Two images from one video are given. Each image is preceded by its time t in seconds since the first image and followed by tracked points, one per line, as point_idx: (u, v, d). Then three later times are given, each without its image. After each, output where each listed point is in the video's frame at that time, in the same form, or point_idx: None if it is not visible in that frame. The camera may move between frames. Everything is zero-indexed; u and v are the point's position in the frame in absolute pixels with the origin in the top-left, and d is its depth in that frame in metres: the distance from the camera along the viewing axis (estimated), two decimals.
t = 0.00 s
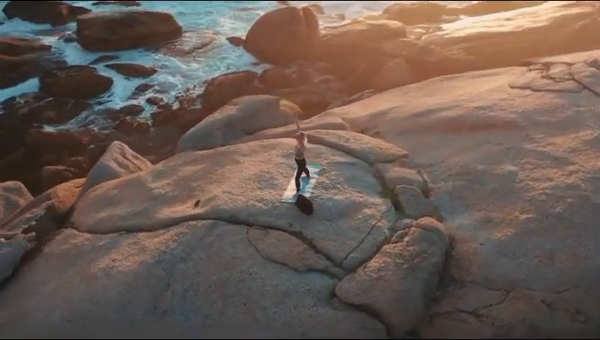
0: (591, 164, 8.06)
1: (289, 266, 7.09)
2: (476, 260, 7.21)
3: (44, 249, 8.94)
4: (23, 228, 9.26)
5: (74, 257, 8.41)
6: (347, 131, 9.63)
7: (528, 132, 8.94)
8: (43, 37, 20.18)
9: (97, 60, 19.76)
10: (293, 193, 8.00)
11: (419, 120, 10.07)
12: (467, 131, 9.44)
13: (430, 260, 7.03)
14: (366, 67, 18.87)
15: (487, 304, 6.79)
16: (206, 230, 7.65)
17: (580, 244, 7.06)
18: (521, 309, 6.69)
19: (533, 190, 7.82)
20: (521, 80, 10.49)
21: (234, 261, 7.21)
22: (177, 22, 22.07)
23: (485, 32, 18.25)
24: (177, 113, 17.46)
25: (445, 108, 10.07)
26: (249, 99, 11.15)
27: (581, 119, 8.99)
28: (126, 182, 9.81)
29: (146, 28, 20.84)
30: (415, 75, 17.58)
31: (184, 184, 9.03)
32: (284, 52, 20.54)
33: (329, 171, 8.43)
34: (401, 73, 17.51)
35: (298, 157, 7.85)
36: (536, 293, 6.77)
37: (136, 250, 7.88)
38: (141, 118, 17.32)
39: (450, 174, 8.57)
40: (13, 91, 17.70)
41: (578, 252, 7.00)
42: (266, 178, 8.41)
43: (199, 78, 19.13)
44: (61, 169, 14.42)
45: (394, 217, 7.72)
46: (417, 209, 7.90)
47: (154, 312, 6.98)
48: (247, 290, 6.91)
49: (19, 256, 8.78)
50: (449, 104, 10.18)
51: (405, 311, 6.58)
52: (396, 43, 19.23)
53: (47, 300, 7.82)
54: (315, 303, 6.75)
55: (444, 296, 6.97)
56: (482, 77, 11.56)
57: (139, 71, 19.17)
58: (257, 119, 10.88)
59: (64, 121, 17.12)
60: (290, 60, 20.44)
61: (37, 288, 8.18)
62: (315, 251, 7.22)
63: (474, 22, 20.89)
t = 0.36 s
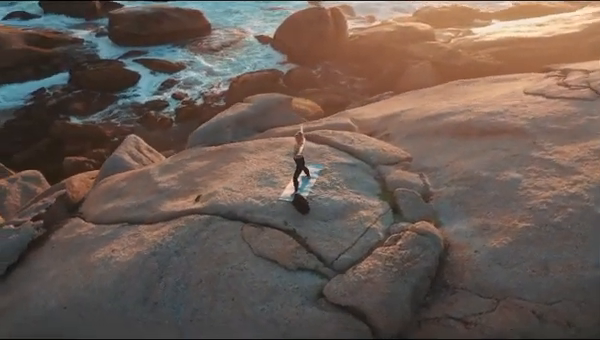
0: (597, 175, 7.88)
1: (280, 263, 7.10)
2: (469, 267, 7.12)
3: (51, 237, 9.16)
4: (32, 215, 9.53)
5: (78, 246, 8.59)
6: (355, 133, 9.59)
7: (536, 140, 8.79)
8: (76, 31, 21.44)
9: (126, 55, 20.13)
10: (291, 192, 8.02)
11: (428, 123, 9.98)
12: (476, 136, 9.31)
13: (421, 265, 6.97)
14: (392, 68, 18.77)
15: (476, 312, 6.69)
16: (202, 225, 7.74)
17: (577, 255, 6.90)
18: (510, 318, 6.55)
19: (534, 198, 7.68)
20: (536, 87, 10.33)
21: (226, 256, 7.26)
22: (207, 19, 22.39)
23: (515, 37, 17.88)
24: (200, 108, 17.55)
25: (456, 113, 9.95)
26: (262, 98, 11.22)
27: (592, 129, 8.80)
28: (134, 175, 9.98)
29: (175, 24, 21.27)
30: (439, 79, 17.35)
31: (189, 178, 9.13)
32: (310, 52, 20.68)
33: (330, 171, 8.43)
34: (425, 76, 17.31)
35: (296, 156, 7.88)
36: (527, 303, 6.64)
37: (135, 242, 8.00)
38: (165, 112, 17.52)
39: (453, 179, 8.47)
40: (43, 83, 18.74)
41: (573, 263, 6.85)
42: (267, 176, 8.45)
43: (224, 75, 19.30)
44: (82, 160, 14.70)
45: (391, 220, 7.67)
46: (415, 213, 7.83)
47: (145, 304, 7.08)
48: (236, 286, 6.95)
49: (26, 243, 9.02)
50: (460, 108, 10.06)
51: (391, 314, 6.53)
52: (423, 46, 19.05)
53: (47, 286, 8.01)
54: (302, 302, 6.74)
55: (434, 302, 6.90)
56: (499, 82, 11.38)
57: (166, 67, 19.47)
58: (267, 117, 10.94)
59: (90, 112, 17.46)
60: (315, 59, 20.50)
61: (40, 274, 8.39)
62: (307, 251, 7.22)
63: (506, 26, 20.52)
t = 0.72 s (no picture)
0: None
1: (270, 261, 7.15)
2: (461, 274, 7.02)
3: (60, 224, 9.44)
4: (44, 202, 9.83)
5: (83, 234, 8.81)
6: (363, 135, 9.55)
7: (546, 149, 8.60)
8: (112, 26, 21.87)
9: (159, 50, 20.50)
10: (290, 191, 8.06)
11: (439, 128, 9.88)
12: (485, 142, 9.17)
13: (410, 270, 6.90)
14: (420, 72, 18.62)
15: (464, 320, 6.50)
16: (199, 219, 7.84)
17: (571, 268, 6.75)
18: (497, 329, 6.36)
19: (534, 208, 7.53)
20: (553, 95, 10.13)
21: (218, 251, 7.35)
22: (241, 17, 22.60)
23: (550, 45, 17.66)
24: (226, 105, 17.70)
25: (468, 119, 9.82)
26: (276, 96, 11.28)
27: None
28: (145, 168, 10.17)
29: (209, 22, 21.53)
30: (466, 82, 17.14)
31: (195, 173, 9.25)
32: (340, 52, 20.51)
33: (331, 172, 8.43)
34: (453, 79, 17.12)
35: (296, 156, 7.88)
36: (515, 314, 6.47)
37: (135, 232, 8.16)
38: (192, 108, 17.75)
39: (456, 185, 8.39)
40: (76, 75, 19.24)
41: (566, 277, 6.69)
42: (268, 174, 8.50)
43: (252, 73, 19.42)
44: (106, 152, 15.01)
45: (386, 223, 7.64)
46: (412, 217, 7.77)
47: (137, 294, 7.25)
48: (225, 281, 7.05)
49: (36, 229, 9.27)
50: (472, 114, 9.94)
51: (373, 318, 6.49)
52: (453, 50, 18.88)
53: (50, 271, 8.25)
54: (288, 300, 6.80)
55: (422, 307, 6.77)
56: (518, 90, 11.16)
57: (196, 63, 19.70)
58: (280, 116, 11.01)
59: (118, 105, 17.84)
60: (344, 61, 20.41)
61: (45, 260, 8.65)
62: (298, 249, 7.25)
63: (541, 33, 20.09)
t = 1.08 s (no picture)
0: None
1: (262, 259, 7.20)
2: (452, 281, 6.94)
3: (70, 214, 9.68)
4: (55, 192, 10.09)
5: (89, 224, 9.01)
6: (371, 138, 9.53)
7: (553, 158, 8.46)
8: (144, 22, 22.27)
9: (187, 48, 20.79)
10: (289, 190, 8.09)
11: (448, 133, 9.78)
12: (492, 149, 9.04)
13: (401, 274, 6.86)
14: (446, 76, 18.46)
15: (451, 328, 6.36)
16: (197, 215, 7.95)
17: (563, 280, 6.62)
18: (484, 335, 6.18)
19: (533, 218, 7.40)
20: (567, 104, 9.95)
21: (212, 246, 7.43)
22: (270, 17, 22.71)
23: (580, 53, 17.40)
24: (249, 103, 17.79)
25: (479, 124, 9.70)
26: (289, 96, 11.34)
27: None
28: (156, 162, 10.34)
29: (238, 21, 21.71)
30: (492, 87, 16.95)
31: (201, 169, 9.36)
32: (366, 53, 20.32)
33: (332, 173, 8.45)
34: (478, 83, 16.95)
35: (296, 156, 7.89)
36: (504, 323, 6.33)
37: (135, 224, 8.30)
38: (216, 105, 17.94)
39: (458, 191, 8.31)
40: (105, 68, 19.69)
41: (558, 288, 6.56)
42: (270, 173, 8.55)
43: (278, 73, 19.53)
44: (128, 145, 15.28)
45: (382, 226, 7.61)
46: (408, 221, 7.72)
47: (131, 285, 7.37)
48: (216, 276, 7.12)
49: (45, 218, 9.51)
50: (483, 121, 9.81)
51: (360, 319, 6.45)
52: (481, 55, 18.65)
53: (53, 259, 8.45)
54: (276, 297, 6.82)
55: (412, 312, 6.69)
56: (534, 97, 10.97)
57: (223, 61, 19.92)
58: (292, 115, 11.06)
59: (144, 100, 18.13)
60: (370, 63, 20.20)
61: (51, 247, 8.88)
62: (291, 249, 7.28)
63: (574, 40, 19.64)
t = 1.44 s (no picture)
0: None
1: (253, 256, 7.25)
2: (442, 288, 6.86)
3: (80, 203, 9.93)
4: (68, 182, 10.36)
5: (95, 213, 9.23)
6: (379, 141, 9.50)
7: (560, 168, 8.27)
8: (179, 19, 22.60)
9: (219, 46, 21.08)
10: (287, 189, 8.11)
11: (458, 139, 9.66)
12: (500, 157, 8.88)
13: (389, 278, 6.82)
14: (475, 83, 18.19)
15: (436, 335, 6.36)
16: (195, 209, 8.04)
17: (554, 293, 6.47)
18: None
19: (531, 229, 7.24)
20: (584, 114, 9.69)
21: (206, 241, 7.51)
22: (303, 17, 22.74)
23: None
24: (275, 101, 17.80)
25: (490, 132, 9.55)
26: (303, 96, 11.40)
27: None
28: (167, 157, 10.51)
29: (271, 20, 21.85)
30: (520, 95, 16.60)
31: (208, 165, 9.46)
32: (396, 58, 20.12)
33: (333, 174, 8.44)
34: (506, 91, 16.65)
35: (294, 156, 7.89)
36: (489, 334, 6.27)
37: (138, 216, 8.46)
38: (243, 103, 18.07)
39: (460, 198, 8.22)
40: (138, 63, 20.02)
41: (547, 301, 6.41)
42: (272, 171, 8.59)
43: (306, 74, 19.55)
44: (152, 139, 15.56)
45: (378, 230, 7.56)
46: (405, 226, 7.65)
47: (126, 276, 7.58)
48: (207, 271, 7.21)
49: (56, 206, 9.76)
50: (495, 128, 9.64)
51: (343, 321, 6.48)
52: (513, 62, 18.07)
53: (58, 245, 8.71)
54: (263, 295, 6.87)
55: (398, 317, 6.66)
56: (553, 106, 10.72)
57: (253, 60, 20.13)
58: (305, 115, 11.10)
59: (173, 96, 18.41)
60: (400, 68, 19.86)
61: (58, 234, 9.14)
62: (283, 247, 7.31)
63: None
